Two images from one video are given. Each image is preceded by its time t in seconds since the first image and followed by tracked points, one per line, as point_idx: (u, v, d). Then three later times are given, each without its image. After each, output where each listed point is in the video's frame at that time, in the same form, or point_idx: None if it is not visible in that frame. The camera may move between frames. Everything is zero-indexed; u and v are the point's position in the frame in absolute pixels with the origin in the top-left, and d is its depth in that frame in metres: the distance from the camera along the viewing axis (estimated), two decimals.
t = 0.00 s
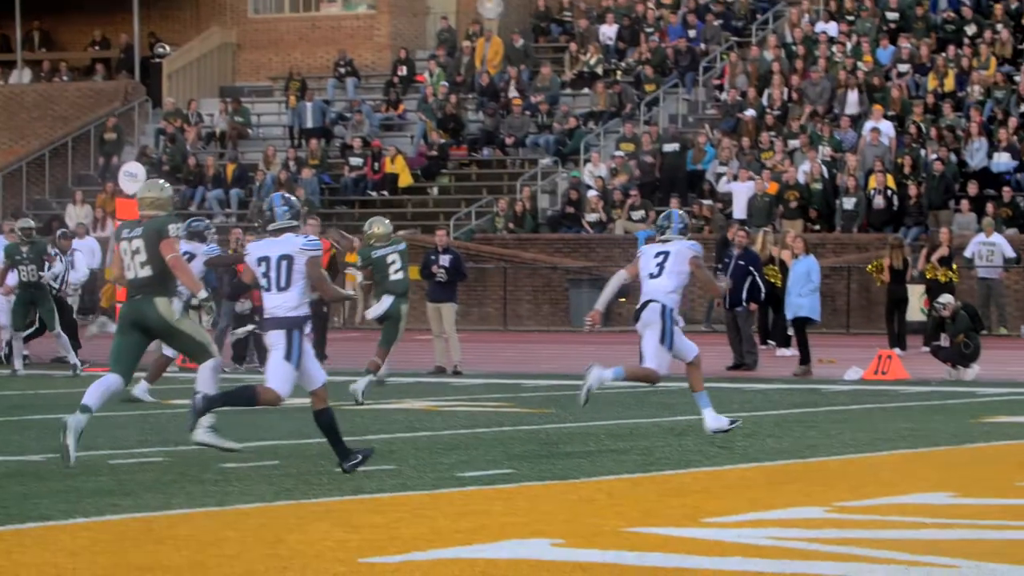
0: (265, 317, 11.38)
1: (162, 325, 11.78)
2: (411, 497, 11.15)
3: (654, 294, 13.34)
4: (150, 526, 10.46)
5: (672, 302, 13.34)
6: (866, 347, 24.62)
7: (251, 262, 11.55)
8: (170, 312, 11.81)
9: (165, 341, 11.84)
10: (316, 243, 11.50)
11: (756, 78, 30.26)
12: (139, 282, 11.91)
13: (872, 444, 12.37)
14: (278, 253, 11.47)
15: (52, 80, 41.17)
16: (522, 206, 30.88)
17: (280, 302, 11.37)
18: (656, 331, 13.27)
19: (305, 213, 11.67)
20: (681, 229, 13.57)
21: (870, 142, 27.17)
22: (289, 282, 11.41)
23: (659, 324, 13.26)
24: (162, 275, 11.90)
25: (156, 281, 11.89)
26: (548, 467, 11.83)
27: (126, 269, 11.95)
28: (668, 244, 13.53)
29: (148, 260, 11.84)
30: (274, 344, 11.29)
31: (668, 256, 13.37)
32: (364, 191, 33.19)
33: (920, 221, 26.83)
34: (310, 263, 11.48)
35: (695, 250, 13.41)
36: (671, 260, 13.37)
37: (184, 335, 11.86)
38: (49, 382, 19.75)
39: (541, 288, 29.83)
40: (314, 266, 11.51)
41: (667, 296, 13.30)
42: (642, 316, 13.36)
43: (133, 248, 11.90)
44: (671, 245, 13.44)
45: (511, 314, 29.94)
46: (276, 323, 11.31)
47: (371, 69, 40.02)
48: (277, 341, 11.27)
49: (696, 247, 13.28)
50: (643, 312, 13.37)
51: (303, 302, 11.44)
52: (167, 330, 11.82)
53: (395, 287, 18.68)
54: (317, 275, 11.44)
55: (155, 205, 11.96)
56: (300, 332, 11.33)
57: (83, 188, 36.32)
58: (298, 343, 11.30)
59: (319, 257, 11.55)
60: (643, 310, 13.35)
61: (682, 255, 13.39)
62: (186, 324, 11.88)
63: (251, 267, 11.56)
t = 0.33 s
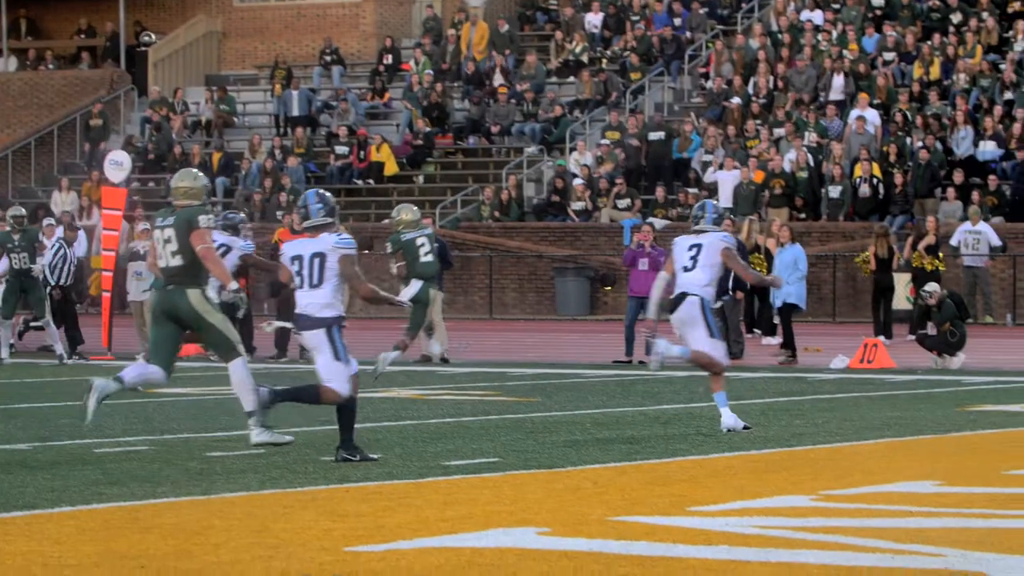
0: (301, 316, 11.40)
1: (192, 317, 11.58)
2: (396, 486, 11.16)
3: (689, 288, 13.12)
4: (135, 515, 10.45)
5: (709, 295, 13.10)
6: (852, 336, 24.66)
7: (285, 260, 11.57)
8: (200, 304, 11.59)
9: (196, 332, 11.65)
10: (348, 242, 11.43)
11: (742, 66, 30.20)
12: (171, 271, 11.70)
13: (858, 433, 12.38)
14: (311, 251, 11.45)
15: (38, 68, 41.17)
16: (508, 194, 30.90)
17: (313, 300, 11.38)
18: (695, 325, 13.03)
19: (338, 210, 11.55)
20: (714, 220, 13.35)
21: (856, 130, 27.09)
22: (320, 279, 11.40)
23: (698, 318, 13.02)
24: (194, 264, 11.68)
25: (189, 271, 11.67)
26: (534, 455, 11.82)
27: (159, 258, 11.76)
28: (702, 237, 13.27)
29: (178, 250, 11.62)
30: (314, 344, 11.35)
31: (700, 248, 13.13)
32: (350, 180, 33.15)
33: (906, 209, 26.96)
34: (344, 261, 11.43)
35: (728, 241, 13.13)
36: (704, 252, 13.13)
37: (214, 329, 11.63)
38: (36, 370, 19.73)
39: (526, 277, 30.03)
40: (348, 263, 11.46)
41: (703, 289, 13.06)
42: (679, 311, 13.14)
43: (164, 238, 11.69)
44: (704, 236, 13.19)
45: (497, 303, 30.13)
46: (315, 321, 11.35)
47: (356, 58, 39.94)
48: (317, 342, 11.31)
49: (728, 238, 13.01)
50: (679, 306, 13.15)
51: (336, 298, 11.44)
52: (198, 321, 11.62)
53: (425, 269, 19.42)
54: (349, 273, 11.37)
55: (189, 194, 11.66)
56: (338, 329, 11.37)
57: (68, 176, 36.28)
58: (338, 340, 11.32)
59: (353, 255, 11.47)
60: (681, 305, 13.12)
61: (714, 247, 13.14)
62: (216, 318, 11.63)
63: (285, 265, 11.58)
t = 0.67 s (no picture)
0: (333, 304, 11.50)
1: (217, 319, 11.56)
2: (379, 480, 11.15)
3: (720, 284, 13.15)
4: (119, 509, 10.43)
5: (741, 290, 13.18)
6: (835, 330, 24.70)
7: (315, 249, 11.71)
8: (225, 307, 11.56)
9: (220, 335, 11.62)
10: (377, 231, 11.51)
11: (725, 59, 30.27)
12: (201, 270, 11.68)
13: (842, 427, 12.39)
14: (339, 240, 11.56)
15: (22, 62, 41.21)
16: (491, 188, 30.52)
17: (341, 289, 11.48)
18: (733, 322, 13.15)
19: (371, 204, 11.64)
20: (745, 216, 13.33)
21: (840, 124, 26.86)
22: (348, 268, 11.48)
23: (734, 316, 13.13)
24: (223, 264, 11.64)
25: (217, 270, 11.65)
26: (517, 450, 11.81)
27: (188, 258, 11.73)
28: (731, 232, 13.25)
29: (208, 249, 11.58)
30: (350, 335, 11.44)
31: (728, 246, 13.13)
32: (334, 174, 33.14)
33: (889, 204, 26.93)
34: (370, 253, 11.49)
35: (756, 236, 13.10)
36: (732, 249, 13.14)
37: (236, 333, 11.57)
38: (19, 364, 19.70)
39: (510, 271, 30.19)
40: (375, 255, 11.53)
41: (733, 286, 13.11)
42: (712, 308, 13.15)
43: (195, 237, 11.64)
44: (731, 232, 13.17)
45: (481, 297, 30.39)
46: (348, 310, 11.44)
47: (340, 52, 39.90)
48: (354, 333, 11.41)
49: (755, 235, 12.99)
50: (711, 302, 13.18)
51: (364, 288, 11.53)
52: (222, 323, 11.59)
53: (447, 263, 19.15)
54: (374, 262, 11.43)
55: (221, 194, 11.67)
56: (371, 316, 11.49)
57: (52, 169, 36.22)
58: (375, 329, 11.44)
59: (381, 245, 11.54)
60: (715, 303, 13.13)
61: (742, 243, 13.12)
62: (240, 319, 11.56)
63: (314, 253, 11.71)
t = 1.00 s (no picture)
0: (348, 299, 11.46)
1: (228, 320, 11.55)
2: (350, 476, 11.13)
3: (740, 274, 13.59)
4: (91, 505, 10.40)
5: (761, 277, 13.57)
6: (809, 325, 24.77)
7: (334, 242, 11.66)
8: (237, 308, 11.55)
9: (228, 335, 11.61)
10: (385, 224, 11.36)
11: (697, 55, 30.33)
12: (217, 268, 11.62)
13: (814, 423, 12.40)
14: (350, 236, 11.48)
15: None
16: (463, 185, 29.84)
17: (354, 284, 11.45)
18: (754, 310, 13.52)
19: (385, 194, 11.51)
20: (762, 206, 13.77)
21: (812, 119, 27.08)
22: (358, 263, 11.43)
23: (756, 304, 13.50)
24: (241, 265, 11.62)
25: (234, 272, 11.62)
26: (488, 446, 11.80)
27: (204, 254, 11.66)
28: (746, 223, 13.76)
29: (229, 249, 11.54)
30: (371, 323, 11.40)
31: (742, 236, 13.63)
32: (306, 170, 33.24)
33: (862, 199, 26.90)
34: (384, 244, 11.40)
35: (768, 225, 13.56)
36: (746, 239, 13.63)
37: (243, 334, 11.56)
38: None
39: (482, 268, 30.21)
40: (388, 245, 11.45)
41: (750, 274, 13.53)
42: (735, 299, 13.51)
43: (216, 235, 11.59)
44: (747, 222, 13.69)
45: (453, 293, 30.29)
46: (362, 302, 11.38)
47: (312, 48, 39.90)
48: (374, 320, 11.36)
49: (766, 223, 13.45)
50: (733, 294, 13.56)
51: (380, 277, 11.48)
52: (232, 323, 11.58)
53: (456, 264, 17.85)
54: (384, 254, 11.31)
55: (237, 196, 11.72)
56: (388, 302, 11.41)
57: (25, 164, 36.22)
58: (395, 314, 11.39)
59: (391, 234, 11.40)
60: (738, 292, 13.52)
61: (756, 233, 13.61)
62: (247, 323, 11.55)
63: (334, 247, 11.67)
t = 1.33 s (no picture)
0: (362, 297, 11.35)
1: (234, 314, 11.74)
2: (318, 473, 11.11)
3: (751, 269, 13.74)
4: (59, 501, 10.35)
5: (771, 274, 13.71)
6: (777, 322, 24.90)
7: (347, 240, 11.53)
8: (245, 302, 11.76)
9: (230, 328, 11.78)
10: (395, 221, 11.22)
11: (666, 53, 30.46)
12: (231, 261, 11.83)
13: (783, 420, 12.41)
14: (362, 234, 11.35)
15: None
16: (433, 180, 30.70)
17: (367, 281, 11.32)
18: (762, 307, 13.75)
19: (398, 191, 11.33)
20: (776, 204, 13.83)
21: (780, 117, 27.25)
22: (371, 261, 11.31)
23: (764, 300, 13.69)
24: (254, 259, 11.84)
25: (246, 265, 11.84)
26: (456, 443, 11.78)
27: (219, 246, 11.85)
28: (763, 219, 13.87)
29: (246, 241, 11.76)
30: (384, 321, 11.31)
31: (757, 232, 13.75)
32: (274, 167, 33.48)
33: (830, 197, 26.91)
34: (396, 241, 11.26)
35: (783, 225, 13.64)
36: (760, 236, 13.75)
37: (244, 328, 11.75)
38: None
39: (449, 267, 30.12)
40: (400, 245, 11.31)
41: (760, 270, 13.68)
42: (745, 293, 13.76)
43: (233, 226, 11.80)
44: (763, 220, 13.79)
45: (421, 290, 30.37)
46: (376, 301, 11.28)
47: (281, 45, 39.93)
48: (387, 321, 11.28)
49: (779, 223, 13.53)
50: (744, 288, 13.80)
51: (393, 274, 11.37)
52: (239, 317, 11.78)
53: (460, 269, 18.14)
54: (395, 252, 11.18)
55: (246, 189, 11.89)
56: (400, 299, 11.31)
57: None
58: (408, 315, 11.30)
59: (402, 231, 11.25)
60: (748, 287, 13.72)
61: (770, 230, 13.72)
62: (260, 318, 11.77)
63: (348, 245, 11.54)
